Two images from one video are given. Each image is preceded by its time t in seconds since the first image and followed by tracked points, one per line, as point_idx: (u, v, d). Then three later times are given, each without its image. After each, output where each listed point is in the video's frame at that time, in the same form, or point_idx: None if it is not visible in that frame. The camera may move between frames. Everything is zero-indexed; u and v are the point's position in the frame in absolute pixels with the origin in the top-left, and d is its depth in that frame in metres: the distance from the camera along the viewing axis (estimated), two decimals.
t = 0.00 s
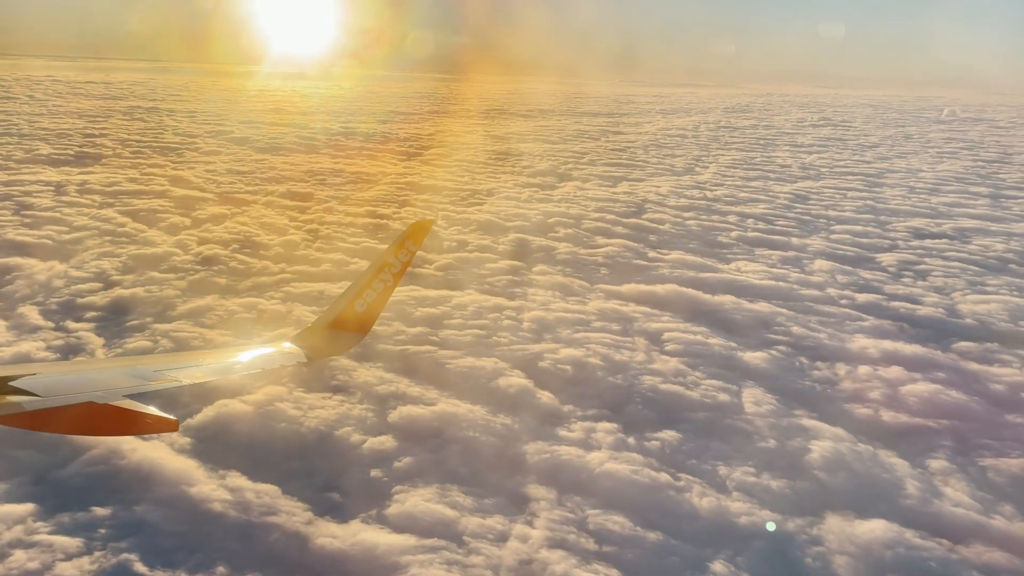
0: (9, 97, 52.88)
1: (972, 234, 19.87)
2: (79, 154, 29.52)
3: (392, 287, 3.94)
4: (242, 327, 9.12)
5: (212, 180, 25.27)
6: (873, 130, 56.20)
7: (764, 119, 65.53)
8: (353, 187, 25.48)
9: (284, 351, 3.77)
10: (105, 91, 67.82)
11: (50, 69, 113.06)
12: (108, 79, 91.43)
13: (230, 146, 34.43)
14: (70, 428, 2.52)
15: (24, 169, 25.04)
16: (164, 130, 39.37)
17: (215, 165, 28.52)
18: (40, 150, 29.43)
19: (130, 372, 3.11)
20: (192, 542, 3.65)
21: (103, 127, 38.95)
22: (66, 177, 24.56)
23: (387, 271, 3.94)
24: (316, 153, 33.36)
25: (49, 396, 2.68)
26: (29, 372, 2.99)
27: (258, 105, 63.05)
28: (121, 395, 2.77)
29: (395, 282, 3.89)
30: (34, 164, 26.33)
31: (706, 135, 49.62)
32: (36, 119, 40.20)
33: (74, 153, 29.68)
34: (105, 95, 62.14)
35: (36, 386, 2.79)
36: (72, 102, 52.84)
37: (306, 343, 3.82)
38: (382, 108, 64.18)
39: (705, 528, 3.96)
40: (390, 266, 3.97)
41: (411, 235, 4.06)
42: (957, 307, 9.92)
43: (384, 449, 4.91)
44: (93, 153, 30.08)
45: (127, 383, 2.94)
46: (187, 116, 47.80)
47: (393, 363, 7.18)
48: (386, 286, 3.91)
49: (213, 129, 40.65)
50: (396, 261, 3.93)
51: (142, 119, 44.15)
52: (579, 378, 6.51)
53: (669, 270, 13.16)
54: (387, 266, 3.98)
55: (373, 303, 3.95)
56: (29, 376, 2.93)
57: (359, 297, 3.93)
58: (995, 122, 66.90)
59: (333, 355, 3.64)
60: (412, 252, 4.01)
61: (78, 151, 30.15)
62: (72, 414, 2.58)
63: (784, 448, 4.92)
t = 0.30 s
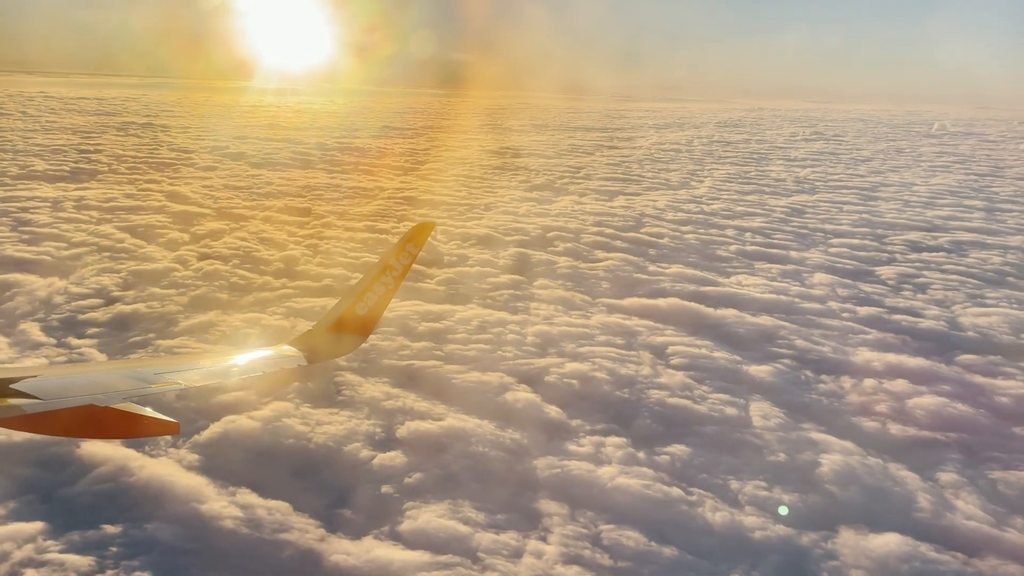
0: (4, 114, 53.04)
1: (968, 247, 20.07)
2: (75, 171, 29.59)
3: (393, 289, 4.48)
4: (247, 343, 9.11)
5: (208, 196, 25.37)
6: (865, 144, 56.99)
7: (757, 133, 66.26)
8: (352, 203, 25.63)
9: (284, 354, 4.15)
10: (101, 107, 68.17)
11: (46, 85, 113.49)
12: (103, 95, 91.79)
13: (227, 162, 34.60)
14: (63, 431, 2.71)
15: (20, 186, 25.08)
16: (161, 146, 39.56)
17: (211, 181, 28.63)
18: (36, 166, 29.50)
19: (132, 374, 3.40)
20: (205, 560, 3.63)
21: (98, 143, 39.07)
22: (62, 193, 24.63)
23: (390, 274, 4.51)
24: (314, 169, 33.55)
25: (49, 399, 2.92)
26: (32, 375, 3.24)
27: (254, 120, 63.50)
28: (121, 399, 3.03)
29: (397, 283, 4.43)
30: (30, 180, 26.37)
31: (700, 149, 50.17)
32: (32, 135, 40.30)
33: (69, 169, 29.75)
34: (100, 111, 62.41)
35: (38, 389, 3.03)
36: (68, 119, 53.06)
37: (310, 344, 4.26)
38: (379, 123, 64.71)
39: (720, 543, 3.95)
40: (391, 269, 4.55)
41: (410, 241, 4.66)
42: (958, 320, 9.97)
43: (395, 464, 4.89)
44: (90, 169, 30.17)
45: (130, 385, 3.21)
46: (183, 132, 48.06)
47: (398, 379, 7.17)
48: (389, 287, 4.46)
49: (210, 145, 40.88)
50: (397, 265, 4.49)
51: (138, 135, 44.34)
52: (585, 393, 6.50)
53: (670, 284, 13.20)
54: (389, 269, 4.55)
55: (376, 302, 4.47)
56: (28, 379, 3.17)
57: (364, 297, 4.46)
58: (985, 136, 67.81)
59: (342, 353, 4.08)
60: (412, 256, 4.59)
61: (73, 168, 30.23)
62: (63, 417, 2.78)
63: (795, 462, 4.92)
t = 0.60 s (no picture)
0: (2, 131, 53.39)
1: (965, 261, 20.23)
2: (72, 188, 29.69)
3: (395, 290, 5.17)
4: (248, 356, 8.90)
5: (207, 212, 25.47)
6: (858, 160, 57.73)
7: (750, 149, 67.03)
8: (352, 219, 25.78)
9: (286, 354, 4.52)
10: (97, 124, 68.50)
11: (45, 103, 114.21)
12: (101, 113, 92.30)
13: (226, 178, 34.79)
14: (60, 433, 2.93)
15: (17, 203, 25.12)
16: (159, 163, 39.78)
17: (209, 197, 28.78)
18: (32, 184, 29.57)
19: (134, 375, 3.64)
20: None
21: (94, 160, 39.21)
22: (60, 210, 24.70)
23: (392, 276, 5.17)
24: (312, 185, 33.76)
25: (49, 401, 3.11)
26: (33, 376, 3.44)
27: (253, 137, 63.98)
28: (123, 401, 3.26)
29: (399, 284, 5.13)
30: (27, 198, 26.43)
31: (695, 165, 50.67)
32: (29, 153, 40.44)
33: (65, 187, 29.81)
34: (96, 129, 62.70)
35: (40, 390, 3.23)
36: (66, 136, 53.36)
37: (316, 343, 4.74)
38: (378, 140, 65.28)
39: (735, 558, 3.94)
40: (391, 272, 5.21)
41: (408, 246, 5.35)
42: (961, 335, 10.00)
43: (405, 481, 4.88)
44: (87, 186, 30.27)
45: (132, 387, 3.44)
46: (179, 149, 48.29)
47: (404, 395, 7.16)
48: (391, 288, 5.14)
49: (209, 162, 41.14)
50: (399, 268, 5.17)
51: (136, 153, 44.57)
52: (593, 408, 6.51)
53: (671, 299, 13.26)
54: (390, 271, 5.21)
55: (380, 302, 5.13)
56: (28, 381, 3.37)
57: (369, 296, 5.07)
58: (975, 151, 68.64)
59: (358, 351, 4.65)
60: (412, 259, 5.28)
61: (69, 185, 30.31)
62: (61, 420, 3.00)
63: (806, 477, 4.92)
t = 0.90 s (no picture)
0: None
1: (963, 276, 20.34)
2: (69, 206, 29.76)
3: (394, 294, 5.35)
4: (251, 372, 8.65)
5: (205, 229, 25.54)
6: (852, 175, 58.38)
7: (744, 165, 67.73)
8: (352, 235, 25.89)
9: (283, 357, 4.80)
10: (95, 142, 68.91)
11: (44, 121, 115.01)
12: (98, 131, 92.78)
13: (225, 195, 34.96)
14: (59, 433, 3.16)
15: (14, 221, 25.16)
16: (157, 180, 39.98)
17: (207, 214, 28.93)
18: (29, 201, 29.64)
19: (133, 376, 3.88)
20: None
21: (91, 178, 39.33)
22: (57, 228, 24.75)
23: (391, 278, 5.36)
24: (312, 201, 33.98)
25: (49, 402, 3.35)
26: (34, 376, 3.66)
27: (251, 154, 64.49)
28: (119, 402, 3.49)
29: (397, 289, 5.33)
30: (25, 216, 26.49)
31: (690, 181, 51.13)
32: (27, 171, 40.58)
33: (63, 204, 29.91)
34: (93, 146, 63.05)
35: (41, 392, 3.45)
36: (64, 154, 53.66)
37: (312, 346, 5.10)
38: (376, 157, 65.84)
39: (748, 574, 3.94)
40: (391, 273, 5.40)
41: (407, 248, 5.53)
42: (963, 349, 10.04)
43: (415, 499, 4.87)
44: (85, 204, 30.36)
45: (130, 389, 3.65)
46: (177, 167, 48.52)
47: (411, 411, 7.15)
48: (389, 293, 5.34)
49: (207, 179, 41.37)
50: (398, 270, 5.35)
51: (134, 170, 44.79)
52: (600, 424, 6.51)
53: (673, 315, 13.30)
54: (389, 274, 5.40)
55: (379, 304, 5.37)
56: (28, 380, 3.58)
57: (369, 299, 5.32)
58: (967, 167, 69.44)
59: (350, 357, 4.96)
60: (412, 262, 5.45)
61: (67, 202, 30.41)
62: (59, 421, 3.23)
63: (817, 492, 4.93)
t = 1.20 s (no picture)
0: None
1: (961, 291, 20.49)
2: (65, 222, 29.85)
3: (395, 295, 5.52)
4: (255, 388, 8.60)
5: (204, 245, 25.60)
6: (846, 191, 59.08)
7: (738, 180, 68.45)
8: (352, 251, 26.00)
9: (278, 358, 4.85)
10: (92, 159, 69.37)
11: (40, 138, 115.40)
12: (94, 147, 93.19)
13: (223, 211, 35.14)
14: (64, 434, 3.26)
15: (11, 238, 25.20)
16: (154, 197, 40.15)
17: (205, 230, 29.04)
18: (26, 218, 29.68)
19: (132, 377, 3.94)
20: None
21: (87, 195, 39.48)
22: (54, 245, 24.79)
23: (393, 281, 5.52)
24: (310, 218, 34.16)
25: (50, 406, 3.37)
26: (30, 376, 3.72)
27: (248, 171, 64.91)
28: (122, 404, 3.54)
29: (398, 291, 5.51)
30: (22, 233, 26.54)
31: (686, 196, 51.59)
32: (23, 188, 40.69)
33: (59, 221, 29.98)
34: (88, 163, 63.44)
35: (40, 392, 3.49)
36: (61, 171, 53.92)
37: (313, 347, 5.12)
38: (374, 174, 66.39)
39: None
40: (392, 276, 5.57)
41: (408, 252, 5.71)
42: (965, 364, 10.08)
43: (427, 515, 4.86)
44: (81, 220, 30.45)
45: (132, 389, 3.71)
46: (174, 183, 48.79)
47: (419, 427, 7.14)
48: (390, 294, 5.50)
49: (206, 196, 41.60)
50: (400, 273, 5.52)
51: (131, 187, 45.00)
52: (608, 441, 6.51)
53: (676, 330, 13.34)
54: (390, 276, 5.55)
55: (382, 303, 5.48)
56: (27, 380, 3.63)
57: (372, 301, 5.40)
58: (959, 182, 70.21)
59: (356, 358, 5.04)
60: (412, 265, 5.65)
61: (63, 219, 30.49)
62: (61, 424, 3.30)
63: (829, 508, 4.92)
